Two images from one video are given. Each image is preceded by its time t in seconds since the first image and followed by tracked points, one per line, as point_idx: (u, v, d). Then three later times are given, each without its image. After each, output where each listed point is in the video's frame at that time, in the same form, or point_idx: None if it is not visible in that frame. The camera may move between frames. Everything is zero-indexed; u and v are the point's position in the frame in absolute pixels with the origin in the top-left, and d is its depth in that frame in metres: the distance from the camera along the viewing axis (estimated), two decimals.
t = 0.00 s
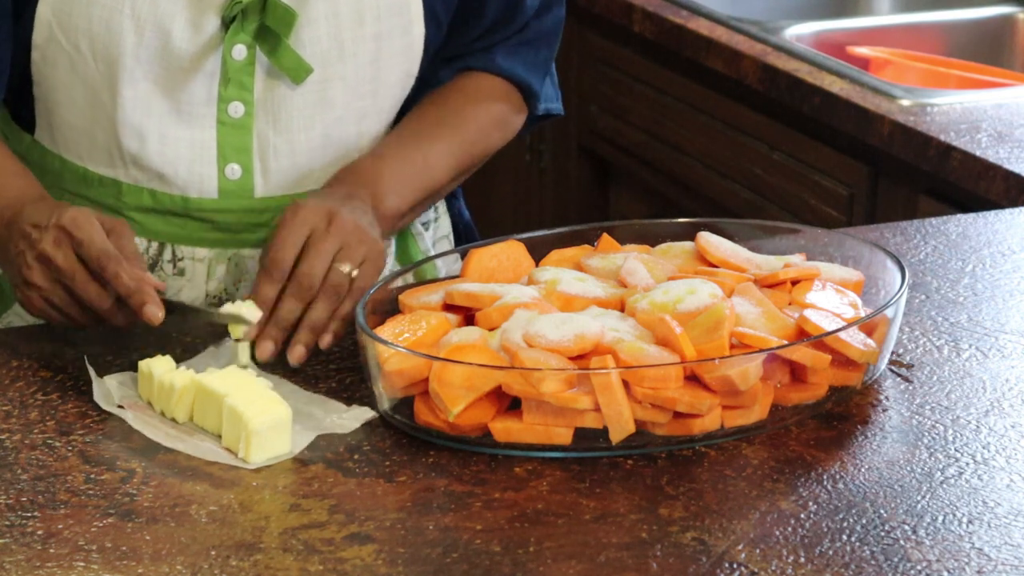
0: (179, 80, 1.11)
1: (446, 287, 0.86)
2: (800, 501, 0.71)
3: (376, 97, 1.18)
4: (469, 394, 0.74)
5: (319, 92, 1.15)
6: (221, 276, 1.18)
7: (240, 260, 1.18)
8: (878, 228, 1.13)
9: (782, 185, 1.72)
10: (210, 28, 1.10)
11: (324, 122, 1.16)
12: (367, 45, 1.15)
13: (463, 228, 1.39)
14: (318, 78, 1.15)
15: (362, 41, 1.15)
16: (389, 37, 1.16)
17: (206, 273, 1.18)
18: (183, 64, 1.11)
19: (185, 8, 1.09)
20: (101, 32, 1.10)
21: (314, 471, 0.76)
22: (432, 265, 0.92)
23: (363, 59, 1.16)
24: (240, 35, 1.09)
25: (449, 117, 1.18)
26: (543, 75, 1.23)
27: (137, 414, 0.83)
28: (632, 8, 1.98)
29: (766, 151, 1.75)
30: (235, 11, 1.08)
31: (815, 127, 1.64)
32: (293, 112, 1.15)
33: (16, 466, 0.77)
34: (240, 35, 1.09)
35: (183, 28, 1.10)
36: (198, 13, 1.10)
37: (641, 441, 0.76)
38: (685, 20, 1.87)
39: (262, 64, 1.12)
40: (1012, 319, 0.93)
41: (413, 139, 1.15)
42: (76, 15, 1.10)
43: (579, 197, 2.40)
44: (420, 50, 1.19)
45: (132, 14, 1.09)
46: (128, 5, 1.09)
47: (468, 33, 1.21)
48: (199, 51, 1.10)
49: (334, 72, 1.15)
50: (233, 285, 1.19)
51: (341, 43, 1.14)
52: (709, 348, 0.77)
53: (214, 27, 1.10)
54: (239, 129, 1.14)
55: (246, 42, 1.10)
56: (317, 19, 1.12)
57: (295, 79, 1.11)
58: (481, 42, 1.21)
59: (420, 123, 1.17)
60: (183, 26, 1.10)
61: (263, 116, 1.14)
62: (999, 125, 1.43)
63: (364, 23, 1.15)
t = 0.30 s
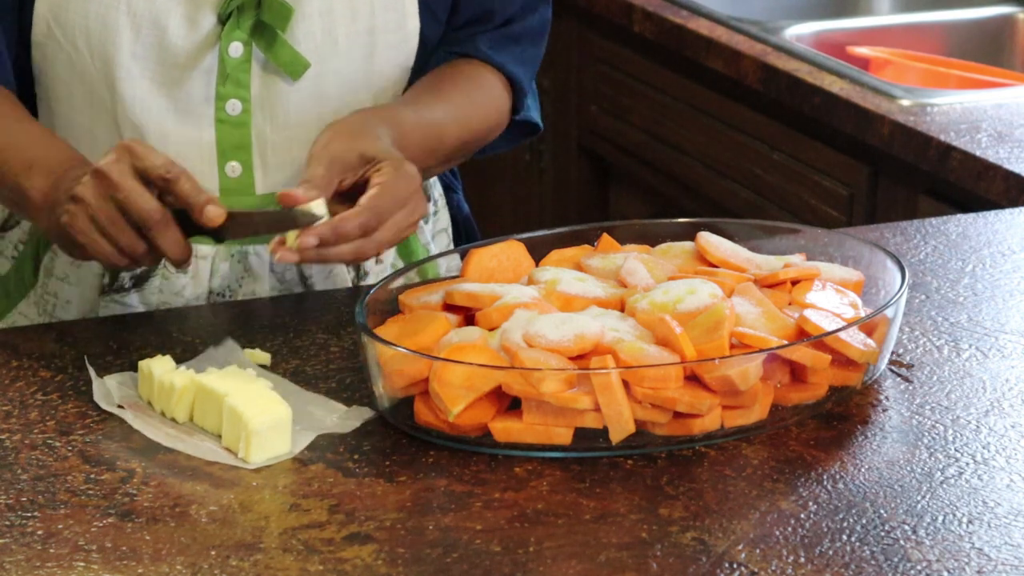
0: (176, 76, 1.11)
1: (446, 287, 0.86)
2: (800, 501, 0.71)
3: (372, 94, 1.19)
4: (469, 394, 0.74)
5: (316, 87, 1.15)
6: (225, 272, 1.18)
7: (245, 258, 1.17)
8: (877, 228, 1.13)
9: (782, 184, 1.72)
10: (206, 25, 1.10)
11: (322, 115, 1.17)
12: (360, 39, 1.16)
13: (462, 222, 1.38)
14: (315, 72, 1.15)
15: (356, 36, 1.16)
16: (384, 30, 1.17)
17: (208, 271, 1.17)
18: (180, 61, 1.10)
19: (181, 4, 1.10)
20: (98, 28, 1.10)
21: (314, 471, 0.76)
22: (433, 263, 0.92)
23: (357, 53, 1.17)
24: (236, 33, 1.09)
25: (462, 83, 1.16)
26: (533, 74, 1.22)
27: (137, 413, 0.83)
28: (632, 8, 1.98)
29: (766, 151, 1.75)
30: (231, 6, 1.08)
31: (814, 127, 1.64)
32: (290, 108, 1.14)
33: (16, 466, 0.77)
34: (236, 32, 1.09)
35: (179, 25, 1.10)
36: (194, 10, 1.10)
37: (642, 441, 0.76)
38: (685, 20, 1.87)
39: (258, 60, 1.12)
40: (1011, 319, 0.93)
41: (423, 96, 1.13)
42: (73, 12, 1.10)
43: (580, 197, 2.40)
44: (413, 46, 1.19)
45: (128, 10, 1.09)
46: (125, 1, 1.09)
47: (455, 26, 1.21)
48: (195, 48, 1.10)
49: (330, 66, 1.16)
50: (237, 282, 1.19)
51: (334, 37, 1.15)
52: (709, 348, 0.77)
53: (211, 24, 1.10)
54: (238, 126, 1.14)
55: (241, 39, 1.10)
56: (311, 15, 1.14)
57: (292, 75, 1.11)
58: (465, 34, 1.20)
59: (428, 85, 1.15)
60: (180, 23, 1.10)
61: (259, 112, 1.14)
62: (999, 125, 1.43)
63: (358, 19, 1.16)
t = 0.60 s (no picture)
0: (220, 69, 1.12)
1: (447, 287, 0.86)
2: (800, 501, 0.71)
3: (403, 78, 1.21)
4: (469, 394, 0.74)
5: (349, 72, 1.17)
6: (261, 260, 1.19)
7: (280, 244, 1.19)
8: (877, 228, 1.13)
9: (783, 184, 1.72)
10: (250, 15, 1.11)
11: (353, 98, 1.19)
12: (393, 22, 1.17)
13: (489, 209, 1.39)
14: (350, 58, 1.16)
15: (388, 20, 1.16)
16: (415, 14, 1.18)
17: (245, 258, 1.18)
18: (225, 53, 1.11)
19: None
20: (142, 25, 1.09)
21: (314, 471, 0.76)
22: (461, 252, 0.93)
23: (391, 37, 1.17)
24: (276, 22, 1.11)
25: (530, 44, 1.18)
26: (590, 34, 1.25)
27: (137, 414, 0.83)
28: (632, 8, 1.98)
29: (766, 151, 1.75)
30: None
31: (814, 128, 1.64)
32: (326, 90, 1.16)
33: (16, 466, 0.77)
34: (277, 21, 1.11)
35: (224, 18, 1.10)
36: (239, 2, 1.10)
37: (642, 441, 0.76)
38: (685, 20, 1.87)
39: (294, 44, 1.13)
40: (1012, 319, 0.93)
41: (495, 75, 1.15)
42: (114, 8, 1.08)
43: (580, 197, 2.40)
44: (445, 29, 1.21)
45: (173, 6, 1.09)
46: None
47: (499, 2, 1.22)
48: (240, 38, 1.11)
49: (365, 50, 1.17)
50: (272, 270, 1.19)
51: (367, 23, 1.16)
52: (709, 348, 0.77)
53: (254, 13, 1.11)
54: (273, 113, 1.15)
55: (280, 28, 1.11)
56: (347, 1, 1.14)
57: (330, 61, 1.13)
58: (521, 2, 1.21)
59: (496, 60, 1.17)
60: (225, 15, 1.10)
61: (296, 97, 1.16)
62: (999, 125, 1.43)
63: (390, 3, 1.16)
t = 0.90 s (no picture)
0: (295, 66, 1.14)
1: (447, 287, 0.86)
2: (800, 501, 0.71)
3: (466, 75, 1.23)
4: (469, 394, 0.74)
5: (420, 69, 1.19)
6: (335, 255, 1.22)
7: (354, 239, 1.21)
8: (877, 228, 1.13)
9: (783, 184, 1.72)
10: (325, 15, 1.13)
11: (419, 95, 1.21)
12: (462, 20, 1.19)
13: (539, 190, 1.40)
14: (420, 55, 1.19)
15: (456, 18, 1.19)
16: (480, 12, 1.21)
17: (320, 254, 1.21)
18: (301, 52, 1.13)
19: None
20: (222, 25, 1.10)
21: (314, 471, 0.76)
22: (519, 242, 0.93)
23: (459, 35, 1.20)
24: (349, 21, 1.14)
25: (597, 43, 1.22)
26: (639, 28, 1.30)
27: (137, 414, 0.83)
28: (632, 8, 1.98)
29: (766, 151, 1.75)
30: None
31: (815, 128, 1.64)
32: (394, 87, 1.18)
33: (16, 466, 0.77)
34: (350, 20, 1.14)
35: (301, 18, 1.12)
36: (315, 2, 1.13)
37: (641, 441, 0.76)
38: (685, 20, 1.87)
39: (365, 41, 1.16)
40: (1012, 319, 0.93)
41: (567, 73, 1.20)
42: (195, 9, 1.09)
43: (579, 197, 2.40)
44: (511, 28, 1.24)
45: (253, 6, 1.10)
46: None
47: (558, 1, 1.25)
48: (315, 37, 1.13)
49: (433, 48, 1.19)
50: (346, 263, 1.22)
51: (436, 20, 1.18)
52: (709, 348, 0.76)
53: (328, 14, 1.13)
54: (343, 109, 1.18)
55: (354, 27, 1.14)
56: None
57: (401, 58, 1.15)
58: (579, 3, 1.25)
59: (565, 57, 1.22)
60: (302, 16, 1.12)
61: (365, 92, 1.18)
62: (999, 125, 1.42)
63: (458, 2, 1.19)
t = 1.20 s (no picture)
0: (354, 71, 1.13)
1: (446, 287, 0.86)
2: (800, 501, 0.71)
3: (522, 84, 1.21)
4: (469, 394, 0.74)
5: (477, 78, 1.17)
6: (387, 258, 1.19)
7: (406, 241, 1.19)
8: (877, 228, 1.13)
9: (783, 184, 1.72)
10: (385, 22, 1.12)
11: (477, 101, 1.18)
12: (520, 29, 1.17)
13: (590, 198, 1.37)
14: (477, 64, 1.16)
15: (514, 27, 1.16)
16: (540, 20, 1.18)
17: (373, 257, 1.18)
18: (359, 58, 1.12)
19: (363, 4, 1.11)
20: (283, 29, 1.09)
21: (314, 471, 0.76)
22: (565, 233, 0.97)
23: (517, 44, 1.17)
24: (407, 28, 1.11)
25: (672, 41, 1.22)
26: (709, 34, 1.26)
27: (137, 414, 0.83)
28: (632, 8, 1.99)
29: (766, 151, 1.75)
30: (408, 4, 1.10)
31: (815, 128, 1.64)
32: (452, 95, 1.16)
33: (16, 466, 0.77)
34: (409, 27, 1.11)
35: (362, 26, 1.11)
36: (376, 8, 1.11)
37: (641, 441, 0.76)
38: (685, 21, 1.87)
39: (422, 49, 1.13)
40: (1011, 319, 0.93)
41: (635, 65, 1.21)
42: (256, 13, 1.08)
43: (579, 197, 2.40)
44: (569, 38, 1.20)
45: (314, 13, 1.09)
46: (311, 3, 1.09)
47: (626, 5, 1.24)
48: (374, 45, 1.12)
49: (490, 56, 1.17)
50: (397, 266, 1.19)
51: (493, 28, 1.16)
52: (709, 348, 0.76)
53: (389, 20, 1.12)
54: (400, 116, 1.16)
55: (413, 35, 1.12)
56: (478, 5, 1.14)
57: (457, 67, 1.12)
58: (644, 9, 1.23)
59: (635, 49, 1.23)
60: (362, 23, 1.11)
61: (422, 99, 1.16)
62: (999, 125, 1.42)
63: (516, 8, 1.16)
